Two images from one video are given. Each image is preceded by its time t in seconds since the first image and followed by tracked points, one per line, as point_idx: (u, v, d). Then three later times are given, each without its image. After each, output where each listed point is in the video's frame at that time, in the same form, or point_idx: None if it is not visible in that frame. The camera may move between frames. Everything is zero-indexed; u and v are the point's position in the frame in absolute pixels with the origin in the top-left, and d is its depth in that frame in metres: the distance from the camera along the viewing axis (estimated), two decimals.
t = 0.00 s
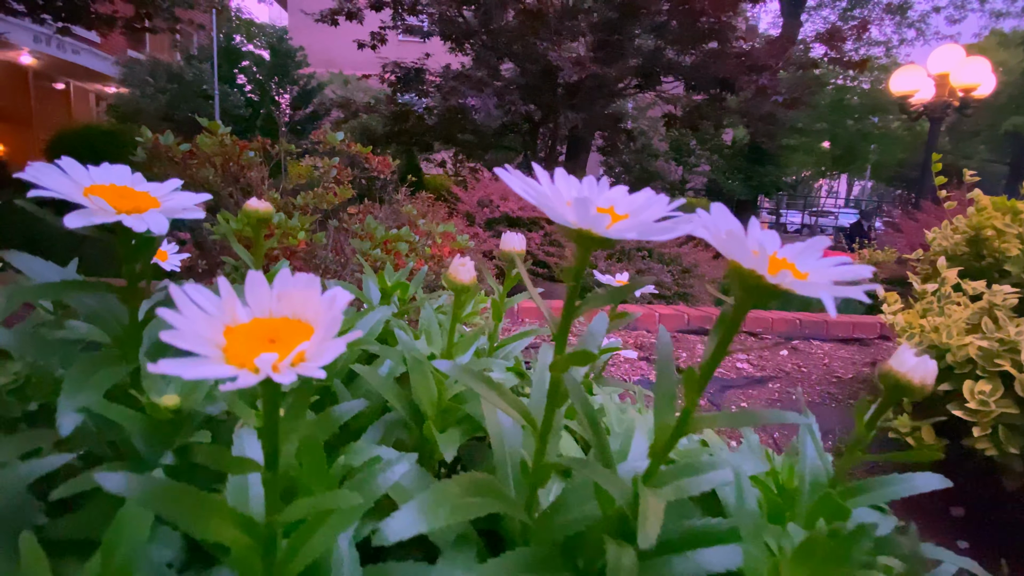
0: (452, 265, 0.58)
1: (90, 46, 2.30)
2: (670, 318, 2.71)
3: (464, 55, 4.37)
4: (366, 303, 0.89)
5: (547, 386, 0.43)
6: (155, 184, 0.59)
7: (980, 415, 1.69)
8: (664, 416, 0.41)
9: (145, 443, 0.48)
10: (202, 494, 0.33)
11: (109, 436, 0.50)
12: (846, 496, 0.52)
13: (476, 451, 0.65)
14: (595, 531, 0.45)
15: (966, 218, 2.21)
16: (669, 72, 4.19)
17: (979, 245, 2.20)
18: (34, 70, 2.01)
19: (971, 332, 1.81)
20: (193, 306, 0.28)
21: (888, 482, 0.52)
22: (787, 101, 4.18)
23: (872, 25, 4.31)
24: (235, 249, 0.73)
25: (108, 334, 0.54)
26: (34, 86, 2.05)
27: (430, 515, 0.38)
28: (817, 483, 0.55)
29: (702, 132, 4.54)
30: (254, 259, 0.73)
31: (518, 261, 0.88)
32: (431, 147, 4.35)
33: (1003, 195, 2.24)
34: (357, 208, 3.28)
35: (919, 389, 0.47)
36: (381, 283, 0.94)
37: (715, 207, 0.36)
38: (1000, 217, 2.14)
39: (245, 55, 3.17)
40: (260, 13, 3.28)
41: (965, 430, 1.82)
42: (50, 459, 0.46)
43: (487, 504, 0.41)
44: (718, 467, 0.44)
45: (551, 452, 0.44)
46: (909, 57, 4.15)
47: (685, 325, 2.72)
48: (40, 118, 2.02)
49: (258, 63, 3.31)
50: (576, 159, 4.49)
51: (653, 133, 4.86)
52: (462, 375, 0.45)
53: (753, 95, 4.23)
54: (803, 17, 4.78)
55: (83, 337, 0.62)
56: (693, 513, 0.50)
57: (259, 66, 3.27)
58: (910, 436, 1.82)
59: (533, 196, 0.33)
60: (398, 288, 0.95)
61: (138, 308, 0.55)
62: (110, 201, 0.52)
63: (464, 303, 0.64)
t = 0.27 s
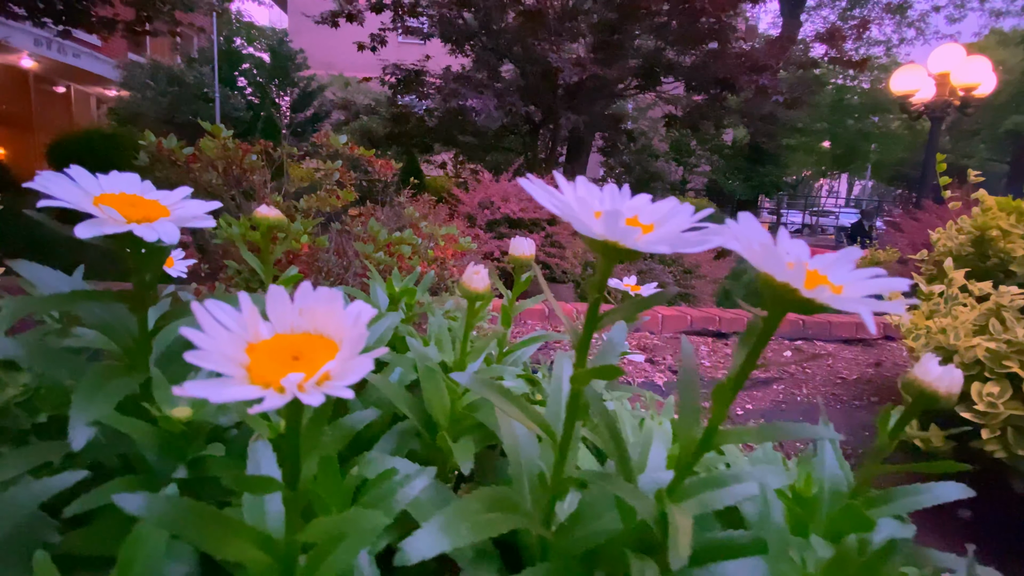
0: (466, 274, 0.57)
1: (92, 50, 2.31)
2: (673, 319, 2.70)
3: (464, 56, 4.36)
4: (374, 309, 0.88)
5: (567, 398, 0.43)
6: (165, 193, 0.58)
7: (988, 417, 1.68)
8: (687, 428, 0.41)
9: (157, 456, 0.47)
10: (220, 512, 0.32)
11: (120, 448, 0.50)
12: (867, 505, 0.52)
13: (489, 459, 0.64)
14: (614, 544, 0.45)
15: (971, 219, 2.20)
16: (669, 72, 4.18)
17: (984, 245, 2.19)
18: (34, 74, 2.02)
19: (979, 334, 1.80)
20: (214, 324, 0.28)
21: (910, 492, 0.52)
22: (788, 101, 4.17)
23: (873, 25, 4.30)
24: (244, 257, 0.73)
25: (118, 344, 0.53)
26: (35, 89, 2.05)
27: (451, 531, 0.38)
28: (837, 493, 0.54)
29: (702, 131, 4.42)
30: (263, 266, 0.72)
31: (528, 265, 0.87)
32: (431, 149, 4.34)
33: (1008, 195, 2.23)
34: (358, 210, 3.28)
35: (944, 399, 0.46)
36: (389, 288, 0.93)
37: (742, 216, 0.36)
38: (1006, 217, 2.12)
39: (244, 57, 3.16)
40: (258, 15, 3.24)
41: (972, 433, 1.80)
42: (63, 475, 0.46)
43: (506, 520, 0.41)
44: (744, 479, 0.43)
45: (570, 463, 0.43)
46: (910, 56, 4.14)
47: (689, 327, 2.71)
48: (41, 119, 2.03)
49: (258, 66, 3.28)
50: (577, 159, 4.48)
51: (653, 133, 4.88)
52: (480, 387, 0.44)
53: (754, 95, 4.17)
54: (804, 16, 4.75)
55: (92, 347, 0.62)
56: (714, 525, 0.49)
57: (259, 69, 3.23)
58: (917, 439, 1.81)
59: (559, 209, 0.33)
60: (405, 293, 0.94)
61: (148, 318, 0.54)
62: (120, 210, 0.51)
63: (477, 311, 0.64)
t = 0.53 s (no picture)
0: (481, 279, 0.57)
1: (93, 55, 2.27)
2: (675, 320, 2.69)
3: (464, 57, 4.36)
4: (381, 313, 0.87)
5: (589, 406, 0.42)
6: (176, 199, 0.58)
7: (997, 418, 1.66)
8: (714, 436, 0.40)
9: (171, 467, 0.47)
10: (243, 530, 0.32)
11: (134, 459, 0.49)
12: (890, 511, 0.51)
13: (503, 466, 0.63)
14: (638, 554, 0.45)
15: (975, 218, 2.19)
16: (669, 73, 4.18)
17: (988, 245, 2.18)
18: (34, 78, 2.03)
19: (986, 334, 1.79)
20: (240, 338, 0.27)
21: (933, 498, 0.51)
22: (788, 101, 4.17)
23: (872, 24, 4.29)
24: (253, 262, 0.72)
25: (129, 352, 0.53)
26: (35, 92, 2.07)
27: (477, 544, 0.37)
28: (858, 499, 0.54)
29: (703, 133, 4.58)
30: (275, 272, 0.72)
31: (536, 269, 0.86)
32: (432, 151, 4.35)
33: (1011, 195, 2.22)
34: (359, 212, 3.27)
35: (969, 404, 0.45)
36: (396, 292, 0.91)
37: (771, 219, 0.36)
38: (1010, 216, 2.12)
39: (244, 60, 3.15)
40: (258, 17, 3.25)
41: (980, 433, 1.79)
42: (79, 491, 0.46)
43: (530, 531, 0.40)
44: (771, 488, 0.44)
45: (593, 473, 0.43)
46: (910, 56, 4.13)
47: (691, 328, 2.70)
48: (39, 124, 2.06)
49: (258, 69, 3.28)
50: (577, 160, 4.49)
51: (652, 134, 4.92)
52: (501, 396, 0.44)
53: (754, 95, 4.12)
54: (803, 16, 4.75)
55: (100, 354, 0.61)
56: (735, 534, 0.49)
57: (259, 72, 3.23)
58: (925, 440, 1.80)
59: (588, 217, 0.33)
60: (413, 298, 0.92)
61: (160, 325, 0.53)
62: (132, 217, 0.51)
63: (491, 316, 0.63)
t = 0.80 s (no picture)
0: (495, 283, 0.56)
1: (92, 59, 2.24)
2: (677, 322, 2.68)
3: (463, 59, 4.35)
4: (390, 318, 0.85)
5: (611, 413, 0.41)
6: (183, 204, 0.57)
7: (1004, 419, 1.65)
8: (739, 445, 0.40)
9: (181, 476, 0.46)
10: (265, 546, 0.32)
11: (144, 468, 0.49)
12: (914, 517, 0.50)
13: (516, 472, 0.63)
14: (658, 563, 0.44)
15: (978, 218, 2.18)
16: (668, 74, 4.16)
17: (992, 245, 2.17)
18: (33, 81, 2.00)
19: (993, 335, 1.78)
20: (264, 352, 0.27)
21: (956, 504, 0.50)
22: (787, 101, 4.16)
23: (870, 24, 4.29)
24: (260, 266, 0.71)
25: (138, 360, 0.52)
26: (34, 96, 2.02)
27: (500, 557, 0.37)
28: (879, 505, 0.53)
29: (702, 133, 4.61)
30: (283, 278, 0.71)
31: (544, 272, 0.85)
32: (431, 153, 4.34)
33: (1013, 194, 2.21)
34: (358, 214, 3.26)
35: (996, 409, 0.44)
36: (405, 297, 0.90)
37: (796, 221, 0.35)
38: (1013, 215, 2.11)
39: (242, 62, 3.13)
40: (256, 20, 3.23)
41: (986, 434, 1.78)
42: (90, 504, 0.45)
43: (551, 543, 0.40)
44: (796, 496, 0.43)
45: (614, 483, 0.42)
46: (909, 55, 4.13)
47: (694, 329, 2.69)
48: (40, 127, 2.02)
49: (256, 72, 3.26)
50: (576, 161, 4.48)
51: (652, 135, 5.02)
52: (520, 404, 0.43)
53: (752, 95, 4.14)
54: (801, 17, 4.75)
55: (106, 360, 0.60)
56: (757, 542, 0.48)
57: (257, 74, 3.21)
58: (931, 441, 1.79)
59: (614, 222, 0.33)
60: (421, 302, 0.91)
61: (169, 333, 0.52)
62: (141, 223, 0.50)
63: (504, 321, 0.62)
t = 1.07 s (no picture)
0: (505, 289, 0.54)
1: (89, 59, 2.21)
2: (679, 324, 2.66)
3: (462, 61, 4.32)
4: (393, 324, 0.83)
5: (632, 427, 0.39)
6: (182, 209, 0.55)
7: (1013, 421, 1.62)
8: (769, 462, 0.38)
9: (179, 495, 0.44)
10: None
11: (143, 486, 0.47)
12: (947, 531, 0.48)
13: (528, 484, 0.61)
14: None
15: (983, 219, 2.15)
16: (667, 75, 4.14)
17: (997, 245, 2.14)
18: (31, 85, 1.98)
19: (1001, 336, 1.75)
20: (271, 371, 0.26)
21: (989, 517, 0.48)
22: (786, 100, 4.14)
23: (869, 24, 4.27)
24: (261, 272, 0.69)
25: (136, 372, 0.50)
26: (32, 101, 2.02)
27: None
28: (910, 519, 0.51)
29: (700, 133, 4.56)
30: (285, 283, 0.69)
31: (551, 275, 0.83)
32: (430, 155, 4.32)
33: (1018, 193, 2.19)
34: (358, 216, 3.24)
35: None
36: (408, 302, 0.88)
37: (828, 227, 0.35)
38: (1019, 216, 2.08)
39: (240, 65, 3.10)
40: (253, 22, 3.21)
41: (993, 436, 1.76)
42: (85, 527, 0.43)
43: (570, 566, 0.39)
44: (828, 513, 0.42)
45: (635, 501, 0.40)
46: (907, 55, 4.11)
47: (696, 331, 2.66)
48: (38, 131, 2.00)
49: (254, 74, 3.23)
50: (575, 162, 4.46)
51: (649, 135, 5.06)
52: (537, 420, 0.40)
53: (750, 96, 4.18)
54: (800, 17, 4.73)
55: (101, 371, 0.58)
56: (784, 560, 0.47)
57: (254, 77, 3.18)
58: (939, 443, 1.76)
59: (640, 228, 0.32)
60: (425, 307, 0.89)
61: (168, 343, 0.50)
62: (137, 229, 0.48)
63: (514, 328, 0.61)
